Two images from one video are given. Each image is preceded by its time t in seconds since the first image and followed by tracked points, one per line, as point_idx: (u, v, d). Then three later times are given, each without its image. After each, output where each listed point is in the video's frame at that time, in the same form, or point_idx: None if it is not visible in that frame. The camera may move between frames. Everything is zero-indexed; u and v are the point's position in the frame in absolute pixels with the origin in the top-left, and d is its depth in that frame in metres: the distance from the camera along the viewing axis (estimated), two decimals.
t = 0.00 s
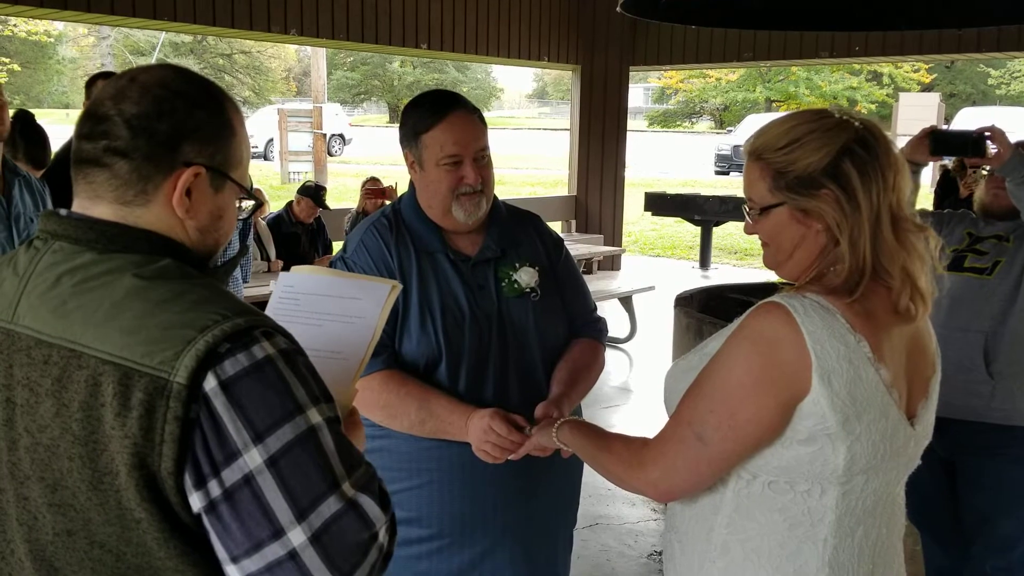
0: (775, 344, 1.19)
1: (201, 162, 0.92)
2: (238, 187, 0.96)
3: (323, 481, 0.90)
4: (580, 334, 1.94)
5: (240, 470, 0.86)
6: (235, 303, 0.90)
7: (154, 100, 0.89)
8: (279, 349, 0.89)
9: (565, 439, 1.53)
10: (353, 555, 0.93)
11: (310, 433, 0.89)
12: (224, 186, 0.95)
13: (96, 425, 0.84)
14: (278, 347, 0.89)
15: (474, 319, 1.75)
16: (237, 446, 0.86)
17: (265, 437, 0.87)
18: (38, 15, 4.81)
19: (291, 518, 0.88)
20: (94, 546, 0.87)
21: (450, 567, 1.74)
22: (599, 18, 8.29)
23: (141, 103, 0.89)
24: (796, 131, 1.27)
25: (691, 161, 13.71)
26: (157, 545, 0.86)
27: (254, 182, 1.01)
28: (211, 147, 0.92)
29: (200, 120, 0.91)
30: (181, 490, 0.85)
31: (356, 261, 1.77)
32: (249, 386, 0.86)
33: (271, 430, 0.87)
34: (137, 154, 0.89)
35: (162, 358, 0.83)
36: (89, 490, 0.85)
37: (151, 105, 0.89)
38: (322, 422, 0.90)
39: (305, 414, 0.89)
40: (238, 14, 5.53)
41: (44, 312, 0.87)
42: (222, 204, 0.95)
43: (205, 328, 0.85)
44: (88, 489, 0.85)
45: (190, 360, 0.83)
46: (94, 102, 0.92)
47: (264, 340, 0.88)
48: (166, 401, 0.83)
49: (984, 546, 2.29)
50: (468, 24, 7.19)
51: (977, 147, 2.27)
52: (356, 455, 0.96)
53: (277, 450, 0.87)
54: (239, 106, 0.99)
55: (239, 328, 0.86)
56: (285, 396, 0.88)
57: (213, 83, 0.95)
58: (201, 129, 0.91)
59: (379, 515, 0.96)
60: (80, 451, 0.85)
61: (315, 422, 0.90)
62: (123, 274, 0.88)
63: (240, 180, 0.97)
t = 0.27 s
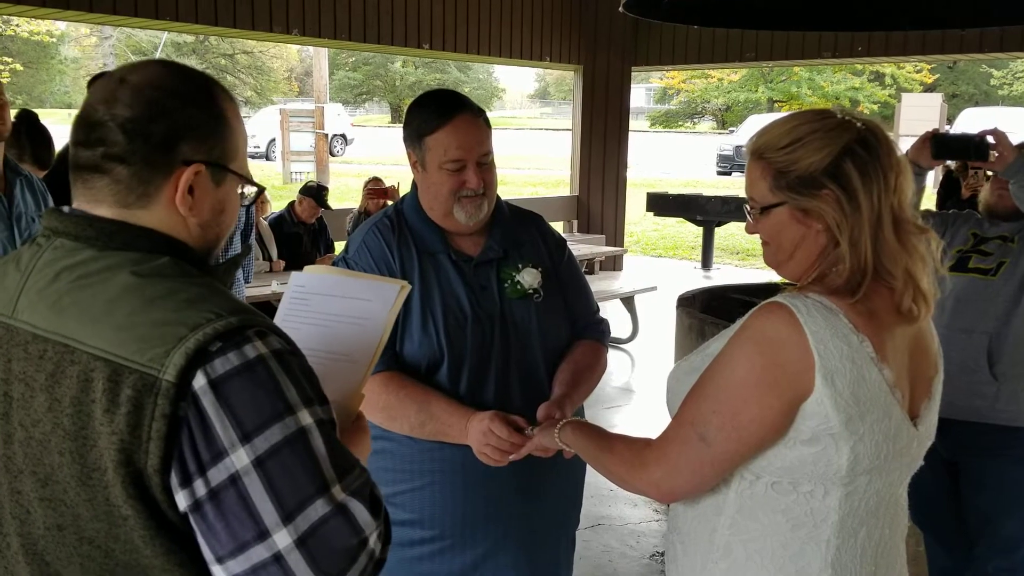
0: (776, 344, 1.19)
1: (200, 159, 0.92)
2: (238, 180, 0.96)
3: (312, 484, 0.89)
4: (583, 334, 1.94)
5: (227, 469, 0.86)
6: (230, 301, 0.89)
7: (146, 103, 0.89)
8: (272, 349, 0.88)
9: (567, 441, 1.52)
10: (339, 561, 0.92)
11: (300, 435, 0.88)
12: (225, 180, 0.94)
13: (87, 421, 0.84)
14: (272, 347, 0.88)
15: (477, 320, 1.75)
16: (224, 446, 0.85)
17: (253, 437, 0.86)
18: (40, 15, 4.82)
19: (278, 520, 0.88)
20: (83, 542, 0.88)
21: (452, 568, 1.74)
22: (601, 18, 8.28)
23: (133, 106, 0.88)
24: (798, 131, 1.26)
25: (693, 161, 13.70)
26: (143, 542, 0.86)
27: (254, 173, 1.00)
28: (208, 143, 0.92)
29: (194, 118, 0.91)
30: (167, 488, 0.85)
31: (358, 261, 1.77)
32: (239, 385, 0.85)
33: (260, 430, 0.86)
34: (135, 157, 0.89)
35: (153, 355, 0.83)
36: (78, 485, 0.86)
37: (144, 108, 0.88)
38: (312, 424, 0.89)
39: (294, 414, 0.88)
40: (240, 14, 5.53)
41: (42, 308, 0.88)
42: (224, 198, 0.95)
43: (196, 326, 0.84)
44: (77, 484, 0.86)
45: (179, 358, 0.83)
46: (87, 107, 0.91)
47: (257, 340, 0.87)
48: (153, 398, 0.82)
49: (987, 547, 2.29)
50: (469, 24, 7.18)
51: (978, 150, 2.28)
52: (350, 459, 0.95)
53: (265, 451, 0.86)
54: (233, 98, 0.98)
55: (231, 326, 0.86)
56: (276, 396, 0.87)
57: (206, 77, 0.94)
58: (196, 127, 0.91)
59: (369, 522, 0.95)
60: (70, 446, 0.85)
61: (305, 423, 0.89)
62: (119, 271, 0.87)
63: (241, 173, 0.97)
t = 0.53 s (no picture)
0: (775, 344, 1.19)
1: (192, 154, 0.92)
2: (226, 162, 0.96)
3: (295, 483, 0.88)
4: (583, 334, 1.94)
5: (212, 463, 0.85)
6: (221, 296, 0.89)
7: (125, 110, 0.88)
8: (263, 345, 0.88)
9: (565, 441, 1.52)
10: (320, 564, 0.91)
11: (286, 433, 0.87)
12: (216, 167, 0.95)
13: (77, 412, 0.84)
14: (263, 344, 0.88)
15: (476, 320, 1.75)
16: (210, 440, 0.85)
17: (239, 431, 0.85)
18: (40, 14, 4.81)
19: (257, 517, 0.87)
20: (72, 534, 0.88)
21: (452, 568, 1.74)
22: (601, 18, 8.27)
23: (115, 115, 0.88)
24: (801, 131, 1.26)
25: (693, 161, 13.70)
26: (128, 535, 0.86)
27: (236, 149, 1.00)
28: (195, 137, 0.92)
29: (178, 114, 0.90)
30: (152, 482, 0.85)
31: (357, 261, 1.77)
32: (228, 380, 0.85)
33: (246, 426, 0.86)
34: (129, 166, 0.89)
35: (143, 349, 0.83)
36: (67, 477, 0.86)
37: (124, 116, 0.88)
38: (300, 421, 0.89)
39: (282, 411, 0.87)
40: (240, 14, 5.53)
41: (41, 302, 0.88)
42: (218, 184, 0.96)
43: (187, 321, 0.85)
44: (67, 475, 0.86)
45: (168, 352, 0.83)
46: (66, 117, 0.90)
47: (248, 336, 0.87)
48: (142, 391, 0.83)
49: (986, 548, 2.29)
50: (469, 24, 7.18)
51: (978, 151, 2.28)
52: (340, 460, 0.94)
53: (249, 447, 0.86)
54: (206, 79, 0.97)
55: (222, 322, 0.86)
56: (265, 392, 0.86)
57: (180, 64, 0.92)
58: (181, 124, 0.90)
59: (354, 526, 0.93)
60: (61, 438, 0.85)
61: (293, 421, 0.88)
62: (115, 268, 0.88)
63: (228, 156, 0.97)
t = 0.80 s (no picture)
0: (778, 347, 1.19)
1: (185, 155, 0.92)
2: (223, 163, 0.97)
3: (276, 483, 0.88)
4: (586, 334, 1.94)
5: (194, 463, 0.85)
6: (210, 297, 0.89)
7: (121, 112, 0.88)
8: (249, 347, 0.88)
9: (569, 442, 1.52)
10: (301, 564, 0.91)
11: (270, 434, 0.88)
12: (211, 168, 0.96)
13: (65, 410, 0.85)
14: (248, 345, 0.88)
15: (480, 322, 1.75)
16: (191, 440, 0.85)
17: (221, 432, 0.86)
18: (45, 15, 4.83)
19: (239, 517, 0.87)
20: (60, 529, 0.89)
21: (455, 568, 1.74)
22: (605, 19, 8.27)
23: (110, 119, 0.88)
24: (831, 127, 1.26)
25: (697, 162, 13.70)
26: (113, 532, 0.87)
27: (235, 151, 1.01)
28: (191, 139, 0.92)
29: (172, 116, 0.91)
30: (136, 480, 0.86)
31: (361, 262, 1.76)
32: (214, 381, 0.85)
33: (229, 426, 0.86)
34: (124, 169, 0.90)
35: (129, 348, 0.84)
36: (55, 473, 0.87)
37: (120, 119, 0.88)
38: (284, 422, 0.89)
39: (266, 413, 0.88)
40: (245, 15, 5.55)
41: (35, 301, 0.89)
42: (213, 185, 0.97)
43: (174, 321, 0.85)
44: (54, 472, 0.87)
45: (153, 352, 0.83)
46: (62, 121, 0.91)
47: (234, 337, 0.87)
48: (126, 390, 0.83)
49: (989, 550, 2.29)
50: (473, 25, 7.19)
51: (982, 154, 2.31)
52: (324, 461, 0.94)
53: (232, 447, 0.86)
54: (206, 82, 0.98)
55: (209, 323, 0.86)
56: (249, 393, 0.87)
57: (175, 68, 0.93)
58: (175, 126, 0.91)
59: (335, 527, 0.93)
60: (49, 434, 0.86)
61: (277, 422, 0.88)
62: (106, 268, 0.89)
63: (223, 156, 0.97)
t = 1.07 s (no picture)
0: (781, 347, 1.19)
1: (170, 156, 0.93)
2: (209, 163, 0.98)
3: (253, 479, 0.88)
4: (586, 334, 1.94)
5: (172, 459, 0.86)
6: (193, 295, 0.90)
7: (106, 113, 0.89)
8: (228, 345, 0.88)
9: (569, 439, 1.52)
10: (278, 559, 0.91)
11: (247, 431, 0.88)
12: (197, 168, 0.96)
13: (49, 407, 0.86)
14: (228, 343, 0.88)
15: (480, 321, 1.75)
16: (170, 436, 0.85)
17: (199, 429, 0.86)
18: (46, 14, 4.83)
19: (215, 512, 0.87)
20: (45, 522, 0.90)
21: (454, 566, 1.74)
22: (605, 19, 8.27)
23: (95, 118, 0.89)
24: (846, 125, 1.27)
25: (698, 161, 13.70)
26: (96, 525, 0.88)
27: (222, 151, 1.01)
28: (175, 140, 0.93)
29: (156, 116, 0.91)
30: (116, 475, 0.86)
31: (362, 261, 1.76)
32: (192, 379, 0.86)
33: (206, 422, 0.86)
34: (109, 168, 0.90)
35: (109, 346, 0.84)
36: (39, 468, 0.88)
37: (104, 119, 0.89)
38: (262, 420, 0.89)
39: (244, 410, 0.88)
40: (245, 14, 5.55)
41: (21, 299, 0.90)
42: (199, 185, 0.97)
43: (154, 320, 0.86)
44: (39, 466, 0.88)
45: (133, 350, 0.84)
46: (49, 123, 0.92)
47: (214, 335, 0.87)
48: (107, 388, 0.84)
49: (989, 549, 2.29)
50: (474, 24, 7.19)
51: (983, 155, 2.33)
52: (302, 456, 0.94)
53: (209, 444, 0.86)
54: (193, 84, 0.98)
55: (189, 321, 0.87)
56: (228, 391, 0.87)
57: (162, 69, 0.93)
58: (159, 126, 0.91)
59: (311, 523, 0.92)
60: (34, 430, 0.87)
61: (255, 419, 0.88)
62: (90, 267, 0.89)
63: (209, 157, 0.98)
